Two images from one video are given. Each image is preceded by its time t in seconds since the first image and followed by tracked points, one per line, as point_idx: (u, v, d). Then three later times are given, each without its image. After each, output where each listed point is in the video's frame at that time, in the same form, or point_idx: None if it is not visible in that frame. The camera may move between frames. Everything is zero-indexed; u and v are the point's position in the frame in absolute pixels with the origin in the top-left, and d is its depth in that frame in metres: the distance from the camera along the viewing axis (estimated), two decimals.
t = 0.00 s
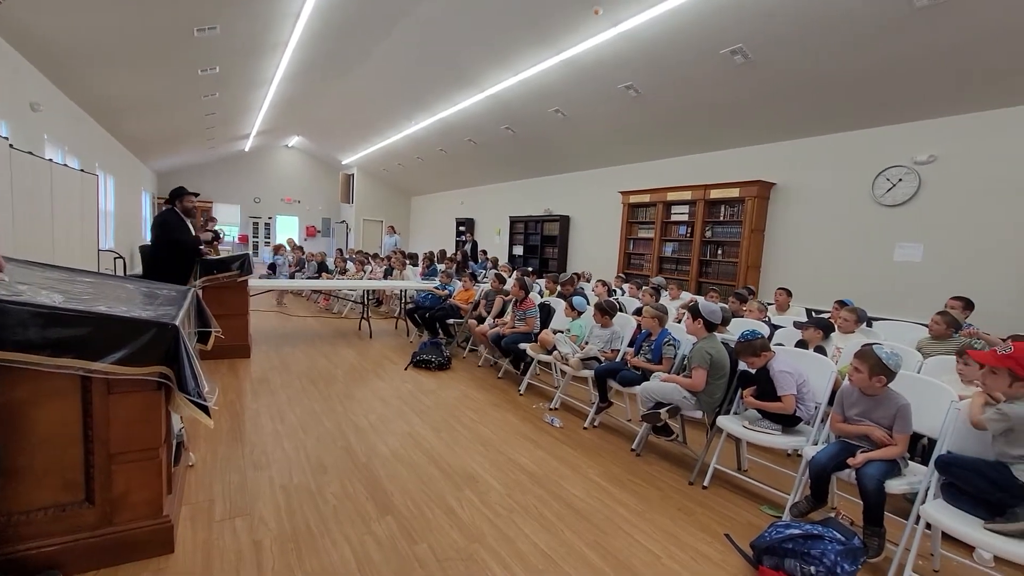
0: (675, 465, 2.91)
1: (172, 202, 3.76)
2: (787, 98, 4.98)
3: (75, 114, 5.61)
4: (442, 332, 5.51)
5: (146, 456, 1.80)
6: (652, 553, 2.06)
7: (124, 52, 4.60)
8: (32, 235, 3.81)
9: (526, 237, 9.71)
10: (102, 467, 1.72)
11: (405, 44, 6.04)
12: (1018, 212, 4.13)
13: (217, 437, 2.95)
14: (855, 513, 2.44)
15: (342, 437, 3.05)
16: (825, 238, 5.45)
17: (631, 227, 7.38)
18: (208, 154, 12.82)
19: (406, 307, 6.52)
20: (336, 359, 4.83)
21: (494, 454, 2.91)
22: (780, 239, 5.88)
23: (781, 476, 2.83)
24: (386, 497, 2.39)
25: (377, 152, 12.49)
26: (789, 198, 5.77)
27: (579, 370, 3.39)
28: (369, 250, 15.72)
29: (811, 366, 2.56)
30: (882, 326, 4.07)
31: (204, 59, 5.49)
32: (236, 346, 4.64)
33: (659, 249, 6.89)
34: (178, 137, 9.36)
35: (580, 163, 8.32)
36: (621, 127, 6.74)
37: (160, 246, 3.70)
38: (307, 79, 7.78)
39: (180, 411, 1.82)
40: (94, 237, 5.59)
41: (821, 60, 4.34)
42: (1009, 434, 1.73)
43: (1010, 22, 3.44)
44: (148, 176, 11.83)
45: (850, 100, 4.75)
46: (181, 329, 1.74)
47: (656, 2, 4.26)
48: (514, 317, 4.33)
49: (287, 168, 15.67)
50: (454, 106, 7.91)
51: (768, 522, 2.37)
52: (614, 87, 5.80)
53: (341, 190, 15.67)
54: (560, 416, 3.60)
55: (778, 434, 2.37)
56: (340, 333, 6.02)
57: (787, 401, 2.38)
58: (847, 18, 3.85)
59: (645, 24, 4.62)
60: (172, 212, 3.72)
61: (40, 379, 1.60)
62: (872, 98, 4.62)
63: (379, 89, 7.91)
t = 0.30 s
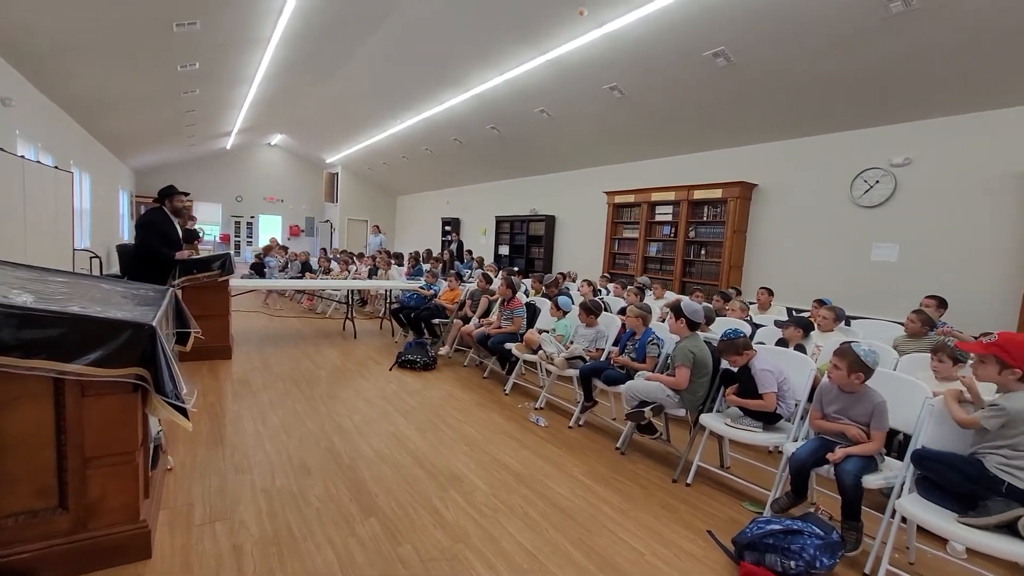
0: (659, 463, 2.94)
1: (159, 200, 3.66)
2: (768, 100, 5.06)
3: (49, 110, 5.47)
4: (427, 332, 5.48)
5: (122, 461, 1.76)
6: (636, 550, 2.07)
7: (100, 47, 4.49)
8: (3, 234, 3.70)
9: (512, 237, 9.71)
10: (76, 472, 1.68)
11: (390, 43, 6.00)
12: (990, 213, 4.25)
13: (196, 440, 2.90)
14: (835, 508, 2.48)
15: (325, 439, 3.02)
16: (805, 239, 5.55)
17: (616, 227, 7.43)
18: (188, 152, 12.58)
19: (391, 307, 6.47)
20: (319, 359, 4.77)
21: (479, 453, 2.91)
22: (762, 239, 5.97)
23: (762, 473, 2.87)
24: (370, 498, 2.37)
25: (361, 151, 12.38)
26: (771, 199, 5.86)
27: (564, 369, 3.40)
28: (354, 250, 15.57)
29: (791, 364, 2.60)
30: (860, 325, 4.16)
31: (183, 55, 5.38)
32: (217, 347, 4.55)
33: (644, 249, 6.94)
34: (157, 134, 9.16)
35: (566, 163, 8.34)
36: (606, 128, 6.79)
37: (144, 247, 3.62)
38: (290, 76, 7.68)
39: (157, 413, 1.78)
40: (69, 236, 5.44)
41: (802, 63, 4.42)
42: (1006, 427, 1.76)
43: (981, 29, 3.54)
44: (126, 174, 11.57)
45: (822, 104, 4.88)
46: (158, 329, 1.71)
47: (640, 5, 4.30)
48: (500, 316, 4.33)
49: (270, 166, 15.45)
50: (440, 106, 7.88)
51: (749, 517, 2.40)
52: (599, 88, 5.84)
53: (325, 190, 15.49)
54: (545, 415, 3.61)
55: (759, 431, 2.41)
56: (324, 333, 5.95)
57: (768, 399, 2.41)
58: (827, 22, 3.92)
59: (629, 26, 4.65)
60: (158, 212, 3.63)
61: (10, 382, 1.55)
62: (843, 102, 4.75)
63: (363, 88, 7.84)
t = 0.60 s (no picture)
0: (644, 462, 2.96)
1: (143, 199, 3.57)
2: (751, 102, 5.13)
3: (22, 107, 5.33)
4: (413, 332, 5.45)
5: (97, 466, 1.71)
6: (621, 549, 2.08)
7: (76, 43, 4.38)
8: None
9: (498, 237, 9.70)
10: (49, 477, 1.63)
11: (375, 42, 5.96)
12: (963, 215, 4.37)
13: (176, 443, 2.85)
14: (815, 504, 2.53)
15: (309, 441, 2.98)
16: (787, 239, 5.63)
17: (602, 228, 7.46)
18: (168, 149, 12.35)
19: (376, 308, 6.42)
20: (303, 361, 4.72)
21: (465, 454, 2.90)
22: (744, 239, 6.05)
23: (745, 470, 2.91)
24: (354, 500, 2.35)
25: (346, 150, 12.27)
26: (753, 200, 5.95)
27: (549, 369, 3.40)
28: (338, 250, 15.42)
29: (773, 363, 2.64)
30: (840, 324, 4.24)
31: (163, 51, 5.28)
32: (198, 348, 4.47)
33: (629, 249, 6.98)
34: (136, 131, 8.98)
35: (552, 163, 8.36)
36: (591, 129, 6.82)
37: (127, 248, 3.52)
38: (273, 74, 7.59)
39: (135, 417, 1.74)
40: (43, 235, 5.30)
41: (784, 67, 4.49)
42: (1000, 420, 1.77)
43: (955, 36, 3.64)
44: (104, 172, 11.32)
45: (802, 107, 4.97)
46: (135, 330, 1.66)
47: (625, 7, 4.34)
48: (486, 317, 4.32)
49: (253, 165, 15.23)
50: (425, 105, 7.85)
51: (733, 515, 2.43)
52: (585, 89, 5.87)
53: (309, 189, 15.31)
54: (531, 415, 3.61)
55: (742, 429, 2.44)
56: (308, 334, 5.88)
57: (751, 397, 2.45)
58: (807, 27, 4.00)
59: (614, 27, 4.69)
60: (143, 212, 3.55)
61: None
62: (823, 105, 4.84)
63: (348, 86, 7.78)
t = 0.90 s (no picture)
0: (629, 460, 2.98)
1: (126, 199, 3.52)
2: (735, 104, 5.20)
3: None
4: (399, 333, 5.41)
5: (74, 470, 1.67)
6: (607, 547, 2.09)
7: (52, 38, 4.28)
8: None
9: (486, 237, 9.69)
10: (23, 483, 1.59)
11: (360, 40, 5.92)
12: (940, 216, 4.47)
13: (156, 447, 2.79)
14: (797, 500, 2.57)
15: (293, 443, 2.95)
16: (771, 239, 5.71)
17: (589, 228, 7.49)
18: (149, 147, 12.11)
19: (362, 308, 6.37)
20: (287, 362, 4.66)
21: (452, 455, 2.89)
22: (729, 239, 6.12)
23: (729, 468, 2.95)
24: (339, 502, 2.33)
25: (332, 149, 12.16)
26: (737, 200, 6.02)
27: (536, 368, 3.41)
28: (324, 250, 15.27)
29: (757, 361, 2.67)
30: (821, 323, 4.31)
31: (142, 47, 5.17)
32: (180, 349, 4.40)
33: (616, 249, 7.02)
34: (115, 128, 8.80)
35: (540, 163, 8.37)
36: (578, 129, 6.84)
37: (107, 247, 3.44)
38: (257, 72, 7.49)
39: (113, 419, 1.71)
40: (18, 234, 5.17)
41: (766, 69, 4.56)
42: (971, 416, 1.84)
43: (932, 41, 3.72)
44: (82, 169, 11.06)
45: (785, 110, 5.05)
46: (113, 332, 1.62)
47: (610, 8, 4.37)
48: (473, 317, 4.32)
49: (236, 163, 15.00)
50: (412, 104, 7.80)
51: (717, 512, 2.46)
52: (571, 90, 5.90)
53: (294, 188, 15.13)
54: (518, 415, 3.61)
55: (726, 427, 2.47)
56: (293, 335, 5.81)
57: (735, 396, 2.47)
58: (788, 31, 4.06)
59: (599, 28, 4.71)
60: (126, 212, 3.49)
61: None
62: (805, 107, 4.92)
63: (333, 85, 7.70)
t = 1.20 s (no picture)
0: (618, 459, 2.99)
1: (110, 200, 3.48)
2: (722, 104, 5.24)
3: None
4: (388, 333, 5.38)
5: (55, 475, 1.64)
6: (596, 547, 2.10)
7: (32, 34, 4.19)
8: None
9: (476, 237, 9.67)
10: (2, 489, 1.56)
11: (348, 39, 5.88)
12: (923, 216, 4.54)
13: (141, 450, 2.76)
14: (784, 498, 2.59)
15: (281, 445, 2.92)
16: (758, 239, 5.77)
17: (579, 228, 7.51)
18: (133, 146, 11.93)
19: (352, 309, 6.33)
20: (275, 363, 4.62)
21: (442, 456, 2.88)
22: (717, 239, 6.17)
23: (717, 466, 2.97)
24: (328, 504, 2.32)
25: (321, 149, 12.07)
26: (725, 201, 6.07)
27: (526, 369, 3.41)
28: (313, 251, 15.15)
29: (745, 361, 2.69)
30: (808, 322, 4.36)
31: (126, 45, 5.09)
32: (165, 351, 4.34)
33: (606, 249, 7.04)
34: (99, 127, 8.66)
35: (530, 164, 8.38)
36: (567, 129, 6.85)
37: (90, 247, 3.38)
38: (244, 71, 7.42)
39: (95, 424, 1.69)
40: None
41: (754, 70, 4.60)
42: (951, 419, 1.87)
43: (914, 44, 3.79)
44: (65, 169, 10.87)
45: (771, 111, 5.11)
46: (94, 334, 1.60)
47: (599, 9, 4.39)
48: (463, 317, 4.31)
49: (223, 163, 14.84)
50: (401, 104, 7.77)
51: (705, 510, 2.48)
52: (561, 90, 5.91)
53: (282, 188, 14.99)
54: (508, 415, 3.61)
55: (714, 426, 2.49)
56: (281, 336, 5.76)
57: (723, 395, 2.49)
58: (774, 33, 4.11)
59: (588, 29, 4.73)
60: (111, 212, 3.45)
61: None
62: (792, 109, 4.98)
63: (322, 84, 7.65)
